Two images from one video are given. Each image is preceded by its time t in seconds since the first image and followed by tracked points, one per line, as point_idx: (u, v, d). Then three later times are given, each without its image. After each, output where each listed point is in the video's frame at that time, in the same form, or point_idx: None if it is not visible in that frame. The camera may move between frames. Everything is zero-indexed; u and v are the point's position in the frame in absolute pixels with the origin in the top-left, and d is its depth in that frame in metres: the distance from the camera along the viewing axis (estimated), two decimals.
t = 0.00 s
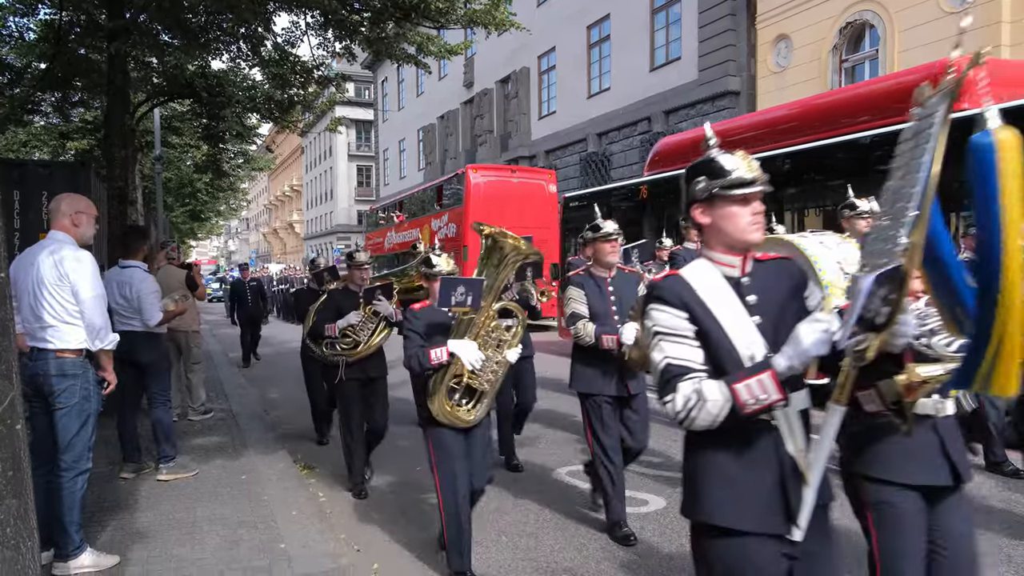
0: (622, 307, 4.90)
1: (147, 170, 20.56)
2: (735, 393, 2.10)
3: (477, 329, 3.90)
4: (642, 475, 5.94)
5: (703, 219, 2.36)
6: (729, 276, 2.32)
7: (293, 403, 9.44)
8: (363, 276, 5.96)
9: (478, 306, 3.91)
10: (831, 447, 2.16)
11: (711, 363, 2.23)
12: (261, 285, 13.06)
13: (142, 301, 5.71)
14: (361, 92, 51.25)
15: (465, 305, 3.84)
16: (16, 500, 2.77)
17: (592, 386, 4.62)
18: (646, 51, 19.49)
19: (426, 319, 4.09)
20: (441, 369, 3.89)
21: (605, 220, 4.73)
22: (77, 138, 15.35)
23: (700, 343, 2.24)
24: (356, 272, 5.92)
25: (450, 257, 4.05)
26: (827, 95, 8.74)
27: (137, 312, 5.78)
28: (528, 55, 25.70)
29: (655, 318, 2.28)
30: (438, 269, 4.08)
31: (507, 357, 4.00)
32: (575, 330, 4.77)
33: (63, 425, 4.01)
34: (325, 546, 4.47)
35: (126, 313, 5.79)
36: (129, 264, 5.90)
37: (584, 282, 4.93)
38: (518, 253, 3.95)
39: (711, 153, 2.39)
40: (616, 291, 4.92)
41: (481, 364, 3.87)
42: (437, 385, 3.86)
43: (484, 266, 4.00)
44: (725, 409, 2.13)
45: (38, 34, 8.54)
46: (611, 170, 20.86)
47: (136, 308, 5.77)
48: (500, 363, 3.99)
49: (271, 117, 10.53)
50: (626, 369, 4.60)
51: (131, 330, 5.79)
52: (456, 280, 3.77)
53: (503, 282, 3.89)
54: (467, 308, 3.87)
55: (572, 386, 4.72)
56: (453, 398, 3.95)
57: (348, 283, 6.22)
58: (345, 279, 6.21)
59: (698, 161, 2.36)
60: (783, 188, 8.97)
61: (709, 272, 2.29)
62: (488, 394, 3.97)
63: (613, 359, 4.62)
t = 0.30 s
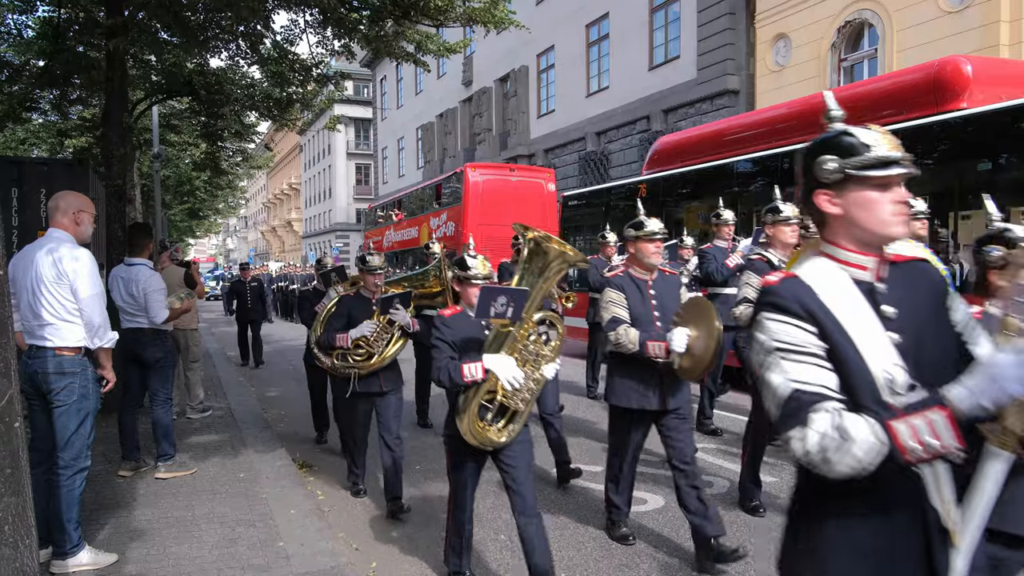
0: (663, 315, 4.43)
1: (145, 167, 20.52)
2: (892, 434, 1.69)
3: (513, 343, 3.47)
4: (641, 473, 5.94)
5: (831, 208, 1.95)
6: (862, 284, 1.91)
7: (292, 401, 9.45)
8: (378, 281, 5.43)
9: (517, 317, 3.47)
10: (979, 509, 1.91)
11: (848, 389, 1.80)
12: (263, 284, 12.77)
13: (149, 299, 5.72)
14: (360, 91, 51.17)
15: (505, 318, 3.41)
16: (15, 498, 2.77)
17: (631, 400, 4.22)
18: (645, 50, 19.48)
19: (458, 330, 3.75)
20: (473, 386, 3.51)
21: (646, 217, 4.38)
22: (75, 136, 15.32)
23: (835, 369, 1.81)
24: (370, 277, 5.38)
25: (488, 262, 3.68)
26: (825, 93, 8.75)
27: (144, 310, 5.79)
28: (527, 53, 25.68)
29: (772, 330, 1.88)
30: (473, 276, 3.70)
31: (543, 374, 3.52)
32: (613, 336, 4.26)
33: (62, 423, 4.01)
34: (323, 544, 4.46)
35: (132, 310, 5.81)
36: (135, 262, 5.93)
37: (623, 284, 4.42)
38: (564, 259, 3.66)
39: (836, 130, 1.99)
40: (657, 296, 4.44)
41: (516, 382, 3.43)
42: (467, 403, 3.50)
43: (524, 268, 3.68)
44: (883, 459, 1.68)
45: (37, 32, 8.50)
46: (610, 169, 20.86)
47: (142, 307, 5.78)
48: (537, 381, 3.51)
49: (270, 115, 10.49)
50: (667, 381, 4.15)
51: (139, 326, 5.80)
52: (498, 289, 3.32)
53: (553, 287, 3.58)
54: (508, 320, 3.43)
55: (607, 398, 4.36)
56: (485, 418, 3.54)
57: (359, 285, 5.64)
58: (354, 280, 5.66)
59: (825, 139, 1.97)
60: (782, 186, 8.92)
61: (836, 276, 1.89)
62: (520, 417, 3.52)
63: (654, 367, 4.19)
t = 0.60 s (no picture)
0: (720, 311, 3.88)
1: (144, 165, 20.49)
2: None
3: (562, 339, 3.10)
4: (640, 472, 5.95)
5: None
6: None
7: (291, 400, 9.45)
8: (396, 274, 5.06)
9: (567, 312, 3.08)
10: None
11: None
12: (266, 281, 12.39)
13: (153, 297, 5.72)
14: (359, 89, 51.12)
15: (552, 311, 3.00)
16: (12, 496, 2.77)
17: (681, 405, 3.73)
18: (644, 49, 19.48)
19: (499, 325, 3.36)
20: (516, 390, 3.13)
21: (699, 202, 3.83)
22: (74, 135, 15.30)
23: None
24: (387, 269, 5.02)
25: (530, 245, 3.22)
26: (824, 92, 8.76)
27: (147, 308, 5.79)
28: (527, 52, 25.67)
29: (996, 319, 1.90)
30: (516, 262, 3.27)
31: (594, 375, 3.13)
32: (661, 332, 3.73)
33: (59, 422, 4.00)
34: (321, 543, 4.46)
35: (135, 309, 5.80)
36: (139, 261, 5.87)
37: (675, 275, 3.87)
38: (622, 246, 3.10)
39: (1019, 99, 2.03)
40: (712, 288, 3.89)
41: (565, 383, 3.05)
42: (510, 409, 3.12)
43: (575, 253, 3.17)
44: None
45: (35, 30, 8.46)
46: (609, 168, 20.85)
47: (145, 305, 5.78)
48: (588, 383, 3.13)
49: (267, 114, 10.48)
50: (725, 384, 3.67)
51: (141, 325, 5.80)
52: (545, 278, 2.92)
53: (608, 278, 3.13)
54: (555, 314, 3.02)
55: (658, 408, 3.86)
56: (531, 426, 3.17)
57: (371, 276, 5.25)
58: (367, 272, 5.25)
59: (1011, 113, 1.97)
60: (781, 185, 8.91)
61: None
62: (568, 425, 3.18)
63: (710, 368, 3.71)
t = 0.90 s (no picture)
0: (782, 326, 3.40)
1: (142, 164, 20.47)
2: None
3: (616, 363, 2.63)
4: (638, 471, 5.95)
5: None
6: None
7: (289, 399, 9.45)
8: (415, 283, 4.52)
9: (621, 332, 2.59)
10: None
11: None
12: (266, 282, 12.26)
13: (155, 296, 5.72)
14: (357, 88, 51.10)
15: (605, 332, 2.52)
16: (11, 495, 2.78)
17: (741, 433, 3.28)
18: (643, 48, 19.48)
19: (544, 348, 2.91)
20: (565, 420, 2.70)
21: (753, 204, 3.39)
22: (72, 133, 15.27)
23: None
24: (405, 278, 4.46)
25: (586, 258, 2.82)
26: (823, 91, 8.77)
27: (150, 307, 5.79)
28: (525, 51, 25.66)
29: None
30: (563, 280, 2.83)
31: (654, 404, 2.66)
32: (718, 353, 3.27)
33: (57, 421, 4.00)
34: (320, 542, 4.46)
35: (138, 308, 5.81)
36: (141, 260, 5.87)
37: (729, 288, 3.39)
38: (680, 252, 2.81)
39: None
40: (771, 302, 3.41)
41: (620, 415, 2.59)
42: (558, 443, 2.70)
43: (628, 262, 2.84)
44: None
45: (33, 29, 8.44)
46: (608, 167, 20.85)
47: (148, 304, 5.78)
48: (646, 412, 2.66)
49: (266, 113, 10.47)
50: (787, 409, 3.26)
51: (145, 324, 5.80)
52: (597, 294, 2.45)
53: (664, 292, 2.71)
54: (608, 335, 2.54)
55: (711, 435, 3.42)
56: (581, 462, 2.76)
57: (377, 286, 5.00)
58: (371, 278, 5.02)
59: None
60: (779, 185, 8.91)
61: None
62: (625, 459, 2.75)
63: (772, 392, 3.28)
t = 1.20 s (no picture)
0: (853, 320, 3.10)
1: (141, 163, 20.45)
2: None
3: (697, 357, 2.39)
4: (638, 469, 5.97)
5: None
6: None
7: (287, 398, 9.45)
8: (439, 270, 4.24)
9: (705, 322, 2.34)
10: None
11: None
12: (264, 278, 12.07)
13: (157, 295, 5.72)
14: (356, 87, 51.08)
15: (686, 321, 2.31)
16: (9, 493, 2.78)
17: (804, 443, 2.99)
18: (642, 47, 19.49)
19: (605, 341, 2.61)
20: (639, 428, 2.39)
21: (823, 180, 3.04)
22: (70, 133, 15.27)
23: None
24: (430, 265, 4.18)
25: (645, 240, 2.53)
26: (821, 90, 8.78)
27: (151, 306, 5.79)
28: (524, 50, 25.65)
29: None
30: (629, 266, 2.53)
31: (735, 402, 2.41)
32: (783, 349, 2.96)
33: (56, 419, 4.00)
34: (319, 540, 4.47)
35: (139, 306, 5.80)
36: (142, 258, 5.89)
37: (795, 275, 3.10)
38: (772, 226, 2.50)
39: None
40: (842, 293, 3.10)
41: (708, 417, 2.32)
42: (631, 457, 2.39)
43: (708, 231, 2.56)
44: None
45: (30, 28, 8.42)
46: (607, 166, 20.84)
47: (149, 303, 5.78)
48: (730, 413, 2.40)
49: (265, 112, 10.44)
50: (862, 416, 2.94)
51: (146, 323, 5.80)
52: (680, 274, 2.26)
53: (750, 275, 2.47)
54: (689, 325, 2.33)
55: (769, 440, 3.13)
56: (657, 476, 2.42)
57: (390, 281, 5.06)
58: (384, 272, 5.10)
59: None
60: (778, 184, 8.92)
61: None
62: (702, 470, 2.41)
63: (843, 396, 2.99)
